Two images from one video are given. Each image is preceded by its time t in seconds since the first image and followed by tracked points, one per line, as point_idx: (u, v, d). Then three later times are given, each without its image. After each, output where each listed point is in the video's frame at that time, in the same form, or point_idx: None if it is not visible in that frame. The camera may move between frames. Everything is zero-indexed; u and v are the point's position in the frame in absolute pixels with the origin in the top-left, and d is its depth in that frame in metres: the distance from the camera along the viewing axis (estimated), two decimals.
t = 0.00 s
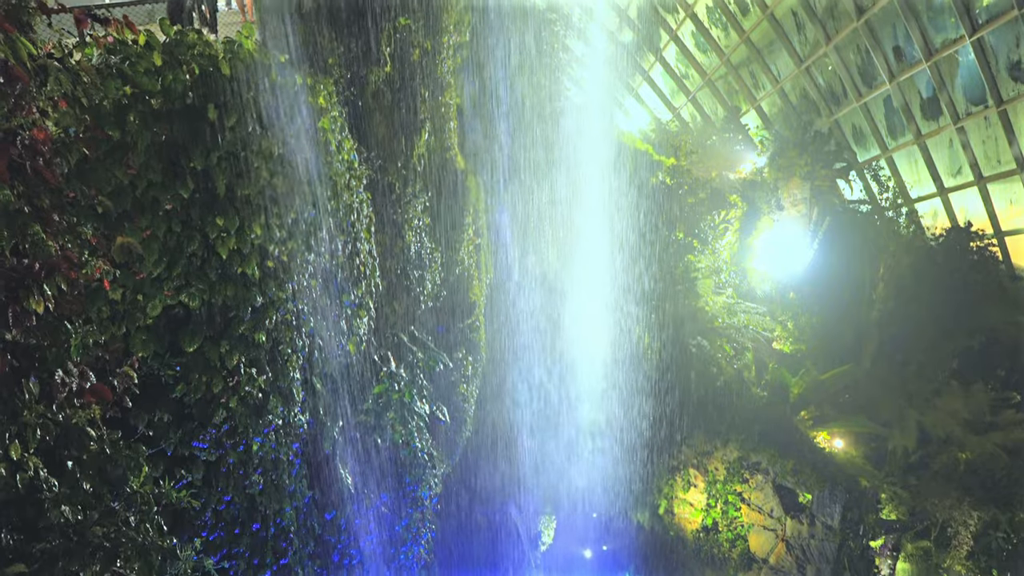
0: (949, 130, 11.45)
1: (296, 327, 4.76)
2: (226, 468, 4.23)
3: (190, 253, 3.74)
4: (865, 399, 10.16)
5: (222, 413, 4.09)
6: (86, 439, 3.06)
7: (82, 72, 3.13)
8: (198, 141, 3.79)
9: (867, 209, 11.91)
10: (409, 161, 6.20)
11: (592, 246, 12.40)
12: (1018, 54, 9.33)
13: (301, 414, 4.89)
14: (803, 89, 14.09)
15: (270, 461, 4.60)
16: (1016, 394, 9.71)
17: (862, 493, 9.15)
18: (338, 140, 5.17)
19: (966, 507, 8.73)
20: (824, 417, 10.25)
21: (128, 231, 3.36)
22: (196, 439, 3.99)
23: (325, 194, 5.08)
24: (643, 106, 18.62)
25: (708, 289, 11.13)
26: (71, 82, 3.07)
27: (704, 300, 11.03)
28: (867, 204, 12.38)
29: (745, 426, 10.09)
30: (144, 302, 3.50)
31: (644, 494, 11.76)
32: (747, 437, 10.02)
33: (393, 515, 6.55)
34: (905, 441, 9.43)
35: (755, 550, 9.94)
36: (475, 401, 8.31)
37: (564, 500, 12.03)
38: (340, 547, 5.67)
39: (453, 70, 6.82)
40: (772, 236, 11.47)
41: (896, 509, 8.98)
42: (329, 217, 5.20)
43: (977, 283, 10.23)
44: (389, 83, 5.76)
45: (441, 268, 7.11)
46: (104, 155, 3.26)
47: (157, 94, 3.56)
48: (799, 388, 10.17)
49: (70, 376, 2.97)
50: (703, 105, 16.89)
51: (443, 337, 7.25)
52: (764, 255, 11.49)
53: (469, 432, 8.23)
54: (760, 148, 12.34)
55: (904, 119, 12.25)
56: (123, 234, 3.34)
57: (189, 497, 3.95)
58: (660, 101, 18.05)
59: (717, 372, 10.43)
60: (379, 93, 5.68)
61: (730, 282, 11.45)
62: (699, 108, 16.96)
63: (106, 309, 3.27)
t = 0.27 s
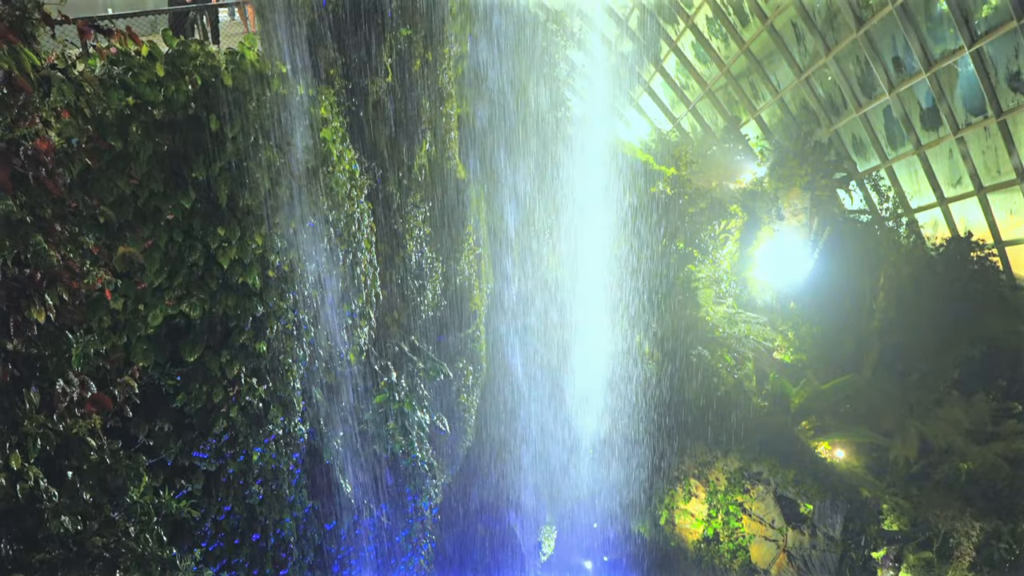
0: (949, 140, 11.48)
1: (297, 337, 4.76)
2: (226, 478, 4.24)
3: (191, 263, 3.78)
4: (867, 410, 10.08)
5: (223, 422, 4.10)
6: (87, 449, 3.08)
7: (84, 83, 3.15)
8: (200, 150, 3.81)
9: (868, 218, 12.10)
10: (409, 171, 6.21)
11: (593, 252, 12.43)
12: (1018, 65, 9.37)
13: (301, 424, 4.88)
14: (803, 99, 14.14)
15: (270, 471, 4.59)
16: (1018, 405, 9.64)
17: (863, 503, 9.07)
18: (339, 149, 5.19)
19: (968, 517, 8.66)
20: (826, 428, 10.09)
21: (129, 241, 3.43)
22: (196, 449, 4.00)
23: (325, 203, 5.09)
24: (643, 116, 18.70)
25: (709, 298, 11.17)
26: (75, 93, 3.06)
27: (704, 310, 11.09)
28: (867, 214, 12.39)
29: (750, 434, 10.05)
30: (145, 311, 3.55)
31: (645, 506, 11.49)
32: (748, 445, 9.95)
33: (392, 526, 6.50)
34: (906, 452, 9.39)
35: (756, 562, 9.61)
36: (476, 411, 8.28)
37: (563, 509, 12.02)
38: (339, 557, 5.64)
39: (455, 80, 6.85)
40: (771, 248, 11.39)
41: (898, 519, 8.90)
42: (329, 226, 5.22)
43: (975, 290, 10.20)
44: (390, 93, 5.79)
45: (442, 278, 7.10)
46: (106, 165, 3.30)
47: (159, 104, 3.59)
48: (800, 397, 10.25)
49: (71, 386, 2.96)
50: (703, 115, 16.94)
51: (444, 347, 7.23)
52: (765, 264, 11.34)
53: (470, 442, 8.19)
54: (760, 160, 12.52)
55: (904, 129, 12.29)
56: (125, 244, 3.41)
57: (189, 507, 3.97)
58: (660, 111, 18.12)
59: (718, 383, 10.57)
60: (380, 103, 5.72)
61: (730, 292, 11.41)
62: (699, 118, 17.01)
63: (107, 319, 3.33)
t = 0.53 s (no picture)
0: (948, 150, 11.51)
1: (297, 347, 4.76)
2: (226, 489, 4.24)
3: (192, 273, 3.79)
4: (867, 420, 10.14)
5: (223, 433, 4.11)
6: (87, 460, 3.08)
7: (87, 94, 3.17)
8: (202, 161, 3.82)
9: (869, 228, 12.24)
10: (410, 182, 6.22)
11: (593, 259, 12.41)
12: (1016, 75, 9.41)
13: (302, 434, 4.88)
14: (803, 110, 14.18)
15: (270, 481, 4.59)
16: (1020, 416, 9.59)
17: (864, 514, 8.86)
18: (341, 160, 5.22)
19: (971, 528, 8.49)
20: (827, 439, 10.00)
21: (131, 251, 3.45)
22: (196, 460, 4.00)
23: (325, 214, 5.11)
24: (643, 126, 18.77)
25: (709, 309, 11.03)
26: (76, 104, 3.10)
27: (705, 320, 10.96)
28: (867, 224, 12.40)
29: (750, 445, 10.04)
30: (146, 322, 3.56)
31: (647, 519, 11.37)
32: (748, 457, 9.98)
33: (392, 537, 6.48)
34: (908, 462, 9.32)
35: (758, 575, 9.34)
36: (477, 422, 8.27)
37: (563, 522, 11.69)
38: (340, 568, 5.64)
39: (455, 91, 6.87)
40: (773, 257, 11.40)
41: (901, 531, 8.67)
42: (330, 237, 5.23)
43: (975, 301, 10.30)
44: (391, 104, 5.82)
45: (442, 288, 7.09)
46: (107, 175, 3.33)
47: (162, 115, 3.61)
48: (800, 408, 10.21)
49: (70, 397, 2.99)
50: (703, 126, 16.97)
51: (444, 357, 7.22)
52: (766, 274, 11.39)
53: (470, 453, 8.15)
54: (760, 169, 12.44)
55: (903, 140, 12.33)
56: (126, 254, 3.43)
57: (189, 519, 3.97)
58: (660, 121, 18.17)
59: (719, 395, 10.44)
60: (381, 114, 5.74)
61: (731, 302, 11.29)
62: (699, 129, 17.05)
63: (107, 329, 3.36)
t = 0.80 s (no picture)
0: (948, 162, 11.56)
1: (298, 359, 4.77)
2: (226, 501, 4.23)
3: (194, 285, 3.81)
4: (869, 430, 10.39)
5: (223, 445, 4.10)
6: (86, 471, 3.08)
7: (90, 106, 3.18)
8: (204, 172, 3.86)
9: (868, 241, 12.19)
10: (410, 194, 6.24)
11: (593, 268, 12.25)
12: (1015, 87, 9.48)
13: (302, 446, 4.87)
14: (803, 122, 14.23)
15: (270, 493, 4.57)
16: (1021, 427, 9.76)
17: (867, 526, 8.92)
18: (342, 172, 5.24)
19: (973, 541, 8.63)
20: (827, 450, 10.30)
21: (133, 263, 3.48)
22: (196, 471, 4.01)
23: (325, 225, 5.13)
24: (643, 139, 18.83)
25: (710, 320, 10.99)
26: (80, 117, 3.12)
27: (706, 331, 10.91)
28: (866, 236, 12.42)
29: (752, 454, 10.08)
30: (147, 333, 3.58)
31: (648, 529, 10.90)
32: (748, 467, 10.00)
33: (392, 548, 6.47)
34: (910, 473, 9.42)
35: None
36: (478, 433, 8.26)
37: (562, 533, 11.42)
38: None
39: (456, 103, 6.91)
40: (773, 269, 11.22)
41: (902, 543, 8.75)
42: (330, 248, 5.27)
43: (976, 314, 10.19)
44: (392, 116, 5.85)
45: (442, 299, 7.08)
46: (110, 187, 3.36)
47: (164, 127, 3.63)
48: (801, 420, 10.29)
49: (71, 408, 3.00)
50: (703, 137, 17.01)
51: (444, 369, 7.20)
52: (766, 286, 11.25)
53: (470, 465, 8.09)
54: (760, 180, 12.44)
55: (902, 151, 12.38)
56: (127, 266, 3.45)
57: (188, 531, 3.94)
58: (660, 134, 18.23)
59: (720, 405, 10.43)
60: (381, 126, 5.78)
61: (732, 313, 11.23)
62: (699, 140, 17.09)
63: (109, 340, 3.35)
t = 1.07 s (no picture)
0: (947, 174, 11.60)
1: (299, 371, 4.76)
2: (226, 513, 4.23)
3: (194, 296, 3.84)
4: (871, 442, 10.31)
5: (223, 458, 4.09)
6: (87, 483, 3.10)
7: (93, 119, 3.23)
8: (206, 185, 3.88)
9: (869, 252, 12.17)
10: (411, 206, 6.25)
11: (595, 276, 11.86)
12: (1014, 100, 9.54)
13: (302, 458, 4.85)
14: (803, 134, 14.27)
15: (270, 506, 4.55)
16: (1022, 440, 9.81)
17: (868, 539, 8.87)
18: (344, 184, 5.27)
19: (975, 554, 8.59)
20: (829, 463, 10.11)
21: (134, 274, 3.53)
22: (195, 483, 4.02)
23: (325, 237, 5.15)
24: (644, 151, 18.87)
25: (710, 332, 10.90)
26: (82, 129, 3.15)
27: (707, 344, 10.78)
28: (867, 248, 12.42)
29: (749, 470, 9.81)
30: (148, 345, 3.63)
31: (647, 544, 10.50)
32: (749, 480, 9.75)
33: (392, 562, 6.38)
34: (911, 486, 9.39)
35: None
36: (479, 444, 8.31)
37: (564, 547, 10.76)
38: None
39: (457, 115, 6.94)
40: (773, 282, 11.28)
41: (903, 557, 8.69)
42: (331, 260, 5.29)
43: (976, 326, 10.30)
44: (393, 129, 5.88)
45: (444, 311, 7.06)
46: (112, 200, 3.41)
47: (166, 139, 3.67)
48: (802, 432, 10.17)
49: (72, 420, 3.03)
50: (703, 149, 17.05)
51: (444, 381, 7.16)
52: (767, 297, 11.30)
53: (470, 476, 8.05)
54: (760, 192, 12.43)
55: (902, 163, 12.42)
56: (129, 277, 3.50)
57: (187, 544, 3.95)
58: (660, 146, 18.29)
59: (720, 417, 10.14)
60: (383, 138, 5.81)
61: (732, 325, 11.24)
62: (699, 153, 17.12)
63: (110, 351, 3.40)
